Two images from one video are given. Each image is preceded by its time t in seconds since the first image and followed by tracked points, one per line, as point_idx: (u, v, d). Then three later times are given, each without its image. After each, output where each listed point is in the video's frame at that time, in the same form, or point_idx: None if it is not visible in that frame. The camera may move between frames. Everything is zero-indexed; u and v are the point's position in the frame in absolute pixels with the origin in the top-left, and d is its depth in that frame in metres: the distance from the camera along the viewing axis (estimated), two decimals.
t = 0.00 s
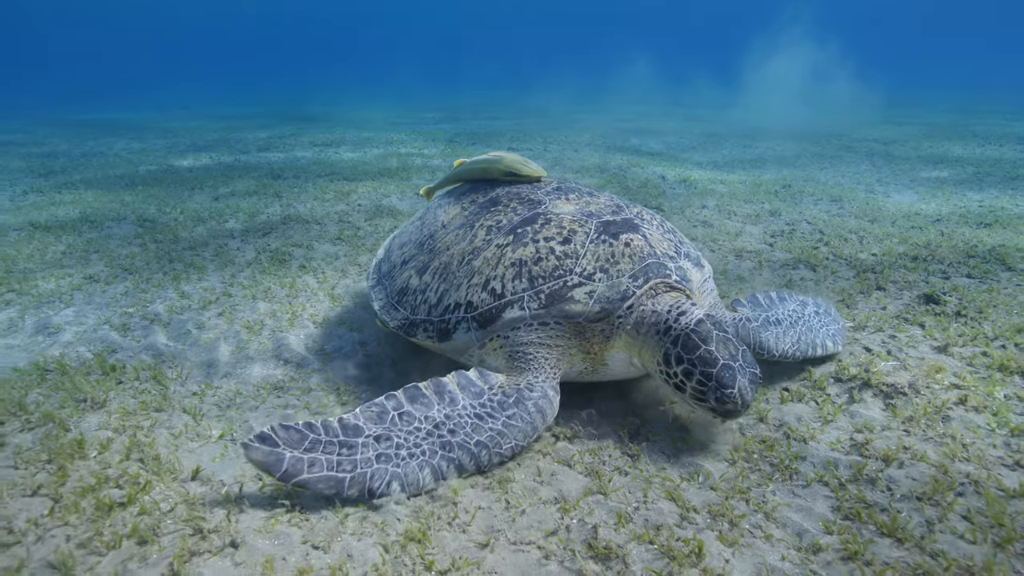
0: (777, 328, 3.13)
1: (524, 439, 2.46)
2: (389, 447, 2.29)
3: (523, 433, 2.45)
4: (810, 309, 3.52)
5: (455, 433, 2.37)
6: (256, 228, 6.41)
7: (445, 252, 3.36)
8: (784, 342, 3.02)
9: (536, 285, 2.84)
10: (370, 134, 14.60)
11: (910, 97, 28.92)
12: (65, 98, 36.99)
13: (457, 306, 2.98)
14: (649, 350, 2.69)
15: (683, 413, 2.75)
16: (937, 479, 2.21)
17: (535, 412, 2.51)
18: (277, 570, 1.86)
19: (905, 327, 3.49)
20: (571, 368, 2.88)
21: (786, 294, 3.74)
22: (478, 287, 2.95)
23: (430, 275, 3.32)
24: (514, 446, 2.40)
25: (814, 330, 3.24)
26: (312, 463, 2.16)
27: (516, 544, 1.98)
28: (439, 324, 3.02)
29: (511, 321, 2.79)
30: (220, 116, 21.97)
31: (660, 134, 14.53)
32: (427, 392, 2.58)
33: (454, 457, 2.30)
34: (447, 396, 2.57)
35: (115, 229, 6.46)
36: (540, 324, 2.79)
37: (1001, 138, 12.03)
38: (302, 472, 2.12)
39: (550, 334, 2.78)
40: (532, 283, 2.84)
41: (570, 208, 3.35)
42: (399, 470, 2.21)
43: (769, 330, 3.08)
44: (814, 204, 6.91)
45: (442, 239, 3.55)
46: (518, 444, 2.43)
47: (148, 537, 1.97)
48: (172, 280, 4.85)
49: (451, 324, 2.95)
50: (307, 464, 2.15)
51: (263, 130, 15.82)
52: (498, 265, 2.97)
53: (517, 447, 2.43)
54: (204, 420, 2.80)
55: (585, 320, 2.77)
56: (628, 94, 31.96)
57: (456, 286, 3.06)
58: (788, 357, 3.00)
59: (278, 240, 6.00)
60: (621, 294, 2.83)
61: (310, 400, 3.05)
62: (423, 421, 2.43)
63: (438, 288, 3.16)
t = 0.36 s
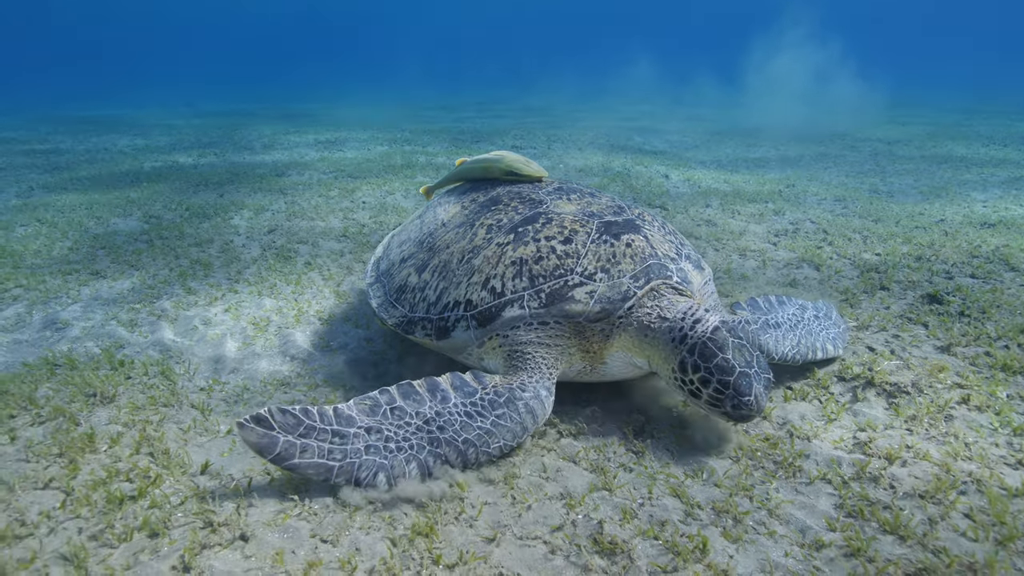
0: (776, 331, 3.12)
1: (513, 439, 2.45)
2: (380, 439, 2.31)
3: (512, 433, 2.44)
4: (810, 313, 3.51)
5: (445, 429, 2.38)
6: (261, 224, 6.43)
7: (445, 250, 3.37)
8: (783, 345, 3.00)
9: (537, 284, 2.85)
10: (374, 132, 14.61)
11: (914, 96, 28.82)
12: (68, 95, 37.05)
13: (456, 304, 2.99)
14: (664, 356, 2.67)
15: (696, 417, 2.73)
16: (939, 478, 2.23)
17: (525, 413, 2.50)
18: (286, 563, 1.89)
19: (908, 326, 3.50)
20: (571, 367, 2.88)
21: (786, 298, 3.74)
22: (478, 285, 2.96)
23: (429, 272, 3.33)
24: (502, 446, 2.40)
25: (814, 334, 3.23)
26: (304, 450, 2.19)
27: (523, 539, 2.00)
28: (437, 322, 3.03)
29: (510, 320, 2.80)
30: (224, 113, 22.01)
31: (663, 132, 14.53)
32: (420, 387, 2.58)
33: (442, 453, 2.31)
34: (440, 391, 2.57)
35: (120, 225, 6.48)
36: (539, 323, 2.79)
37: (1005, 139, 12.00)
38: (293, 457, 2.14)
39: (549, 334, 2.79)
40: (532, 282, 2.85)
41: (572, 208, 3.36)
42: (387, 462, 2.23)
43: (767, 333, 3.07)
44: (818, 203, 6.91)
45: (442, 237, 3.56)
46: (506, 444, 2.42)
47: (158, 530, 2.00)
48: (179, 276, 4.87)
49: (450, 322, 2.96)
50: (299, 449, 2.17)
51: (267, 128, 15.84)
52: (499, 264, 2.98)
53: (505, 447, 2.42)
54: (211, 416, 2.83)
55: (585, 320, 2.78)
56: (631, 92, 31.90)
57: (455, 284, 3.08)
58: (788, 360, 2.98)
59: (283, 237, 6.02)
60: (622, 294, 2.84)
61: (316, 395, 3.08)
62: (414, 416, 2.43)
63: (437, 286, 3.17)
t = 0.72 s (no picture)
0: (775, 331, 3.14)
1: (503, 435, 2.43)
2: (370, 431, 2.34)
3: (502, 429, 2.42)
4: (808, 313, 3.53)
5: (435, 423, 2.39)
6: (265, 221, 6.45)
7: (445, 248, 3.38)
8: (783, 344, 3.02)
9: (537, 282, 2.86)
10: (376, 130, 14.62)
11: (915, 97, 28.84)
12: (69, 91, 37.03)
13: (456, 301, 2.99)
14: (681, 363, 2.66)
15: (700, 420, 2.70)
16: (940, 475, 2.25)
17: (517, 409, 2.48)
18: (294, 555, 1.91)
19: (909, 326, 3.53)
20: (570, 364, 2.88)
21: (783, 299, 3.76)
22: (478, 283, 2.97)
23: (428, 270, 3.33)
24: (491, 442, 2.38)
25: (813, 333, 3.24)
26: (295, 439, 2.25)
27: (528, 533, 2.03)
28: (436, 319, 3.04)
29: (511, 318, 2.81)
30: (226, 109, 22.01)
31: (665, 132, 14.54)
32: (415, 382, 2.61)
33: (431, 446, 2.31)
34: (433, 386, 2.59)
35: (124, 222, 6.50)
36: (540, 322, 2.80)
37: (1007, 140, 12.01)
38: (284, 445, 2.20)
39: (550, 332, 2.79)
40: (533, 281, 2.86)
41: (573, 207, 3.38)
42: (376, 453, 2.25)
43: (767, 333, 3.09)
44: (820, 203, 6.93)
45: (441, 235, 3.57)
46: (496, 439, 2.40)
47: (168, 522, 2.02)
48: (183, 272, 4.89)
49: (449, 319, 2.96)
50: (291, 438, 2.23)
51: (270, 125, 15.86)
52: (499, 261, 2.99)
53: (495, 442, 2.40)
54: (218, 410, 2.85)
55: (586, 319, 2.79)
56: (633, 92, 31.86)
57: (455, 281, 3.09)
58: (788, 360, 3.00)
59: (287, 234, 6.04)
60: (624, 294, 2.85)
61: (321, 390, 3.10)
62: (406, 409, 2.46)
63: (436, 283, 3.18)
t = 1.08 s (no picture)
0: (771, 331, 3.17)
1: (495, 432, 2.42)
2: (364, 426, 2.35)
3: (495, 427, 2.41)
4: (803, 313, 3.55)
5: (427, 419, 2.38)
6: (264, 221, 6.46)
7: (442, 248, 3.39)
8: (779, 344, 3.05)
9: (538, 282, 2.87)
10: (375, 130, 14.64)
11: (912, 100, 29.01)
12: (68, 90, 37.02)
13: (454, 300, 3.00)
14: (686, 376, 2.68)
15: (695, 422, 2.72)
16: (937, 474, 2.27)
17: (509, 406, 2.46)
18: (296, 551, 1.91)
19: (906, 327, 3.55)
20: (569, 364, 2.89)
21: (778, 300, 3.78)
22: (477, 282, 2.98)
23: (424, 269, 3.34)
24: (483, 439, 2.37)
25: (809, 332, 3.26)
26: (291, 433, 2.27)
27: (529, 531, 2.04)
28: (434, 318, 3.05)
29: (511, 317, 2.82)
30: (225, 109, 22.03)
31: (664, 134, 14.60)
32: (410, 376, 2.59)
33: (422, 442, 2.31)
34: (428, 381, 2.56)
35: (123, 221, 6.50)
36: (540, 322, 2.82)
37: (1003, 143, 12.10)
38: (279, 439, 2.23)
39: (550, 332, 2.81)
40: (533, 280, 2.88)
41: (573, 209, 3.40)
42: (368, 448, 2.26)
43: (764, 333, 3.11)
44: (818, 205, 6.98)
45: (437, 235, 3.58)
46: (488, 437, 2.39)
47: (170, 519, 2.03)
48: (183, 271, 4.90)
49: (447, 318, 2.97)
50: (286, 432, 2.26)
51: (269, 125, 15.86)
52: (499, 261, 3.00)
53: (487, 440, 2.39)
54: (219, 409, 2.86)
55: (587, 319, 2.80)
56: (631, 94, 31.98)
57: (453, 280, 3.10)
58: (785, 359, 3.02)
59: (286, 233, 6.04)
60: (624, 294, 2.87)
61: (321, 389, 3.10)
62: (399, 405, 2.45)
63: (433, 282, 3.19)
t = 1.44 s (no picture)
0: (767, 332, 3.19)
1: (491, 433, 2.41)
2: (363, 424, 2.35)
3: (490, 427, 2.41)
4: (797, 314, 3.57)
5: (424, 418, 2.38)
6: (261, 223, 6.46)
7: (439, 248, 3.40)
8: (775, 344, 3.07)
9: (538, 282, 2.89)
10: (373, 133, 14.68)
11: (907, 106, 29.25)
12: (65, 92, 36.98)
13: (452, 300, 3.01)
14: (680, 381, 2.70)
15: (688, 424, 2.73)
16: (932, 474, 2.29)
17: (505, 406, 2.46)
18: (295, 551, 1.92)
19: (901, 329, 3.58)
20: (567, 366, 2.89)
21: (773, 302, 3.80)
22: (476, 282, 2.99)
23: (420, 270, 3.36)
24: (478, 439, 2.36)
25: (804, 333, 3.28)
26: (291, 428, 2.27)
27: (527, 530, 2.05)
28: (431, 319, 3.05)
29: (510, 317, 2.82)
30: (223, 112, 22.04)
31: (661, 138, 14.68)
32: (409, 375, 2.59)
33: (417, 440, 2.30)
34: (427, 380, 2.56)
35: (119, 222, 6.49)
36: (540, 322, 2.83)
37: (996, 149, 12.22)
38: (279, 434, 2.23)
39: (550, 332, 2.82)
40: (533, 280, 2.89)
41: (571, 210, 3.42)
42: (365, 446, 2.26)
43: (760, 334, 3.13)
44: (813, 209, 7.03)
45: (432, 236, 3.59)
46: (484, 437, 2.38)
47: (168, 518, 2.03)
48: (180, 273, 4.89)
49: (445, 318, 2.97)
50: (287, 427, 2.26)
51: (266, 127, 15.86)
52: (498, 261, 3.02)
53: (483, 439, 2.38)
54: (216, 409, 2.85)
55: (587, 320, 2.82)
56: (628, 98, 32.15)
57: (451, 280, 3.10)
58: (781, 359, 3.04)
59: (283, 235, 6.04)
60: (625, 295, 2.88)
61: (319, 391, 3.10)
62: (398, 403, 2.45)
63: (430, 283, 3.20)
